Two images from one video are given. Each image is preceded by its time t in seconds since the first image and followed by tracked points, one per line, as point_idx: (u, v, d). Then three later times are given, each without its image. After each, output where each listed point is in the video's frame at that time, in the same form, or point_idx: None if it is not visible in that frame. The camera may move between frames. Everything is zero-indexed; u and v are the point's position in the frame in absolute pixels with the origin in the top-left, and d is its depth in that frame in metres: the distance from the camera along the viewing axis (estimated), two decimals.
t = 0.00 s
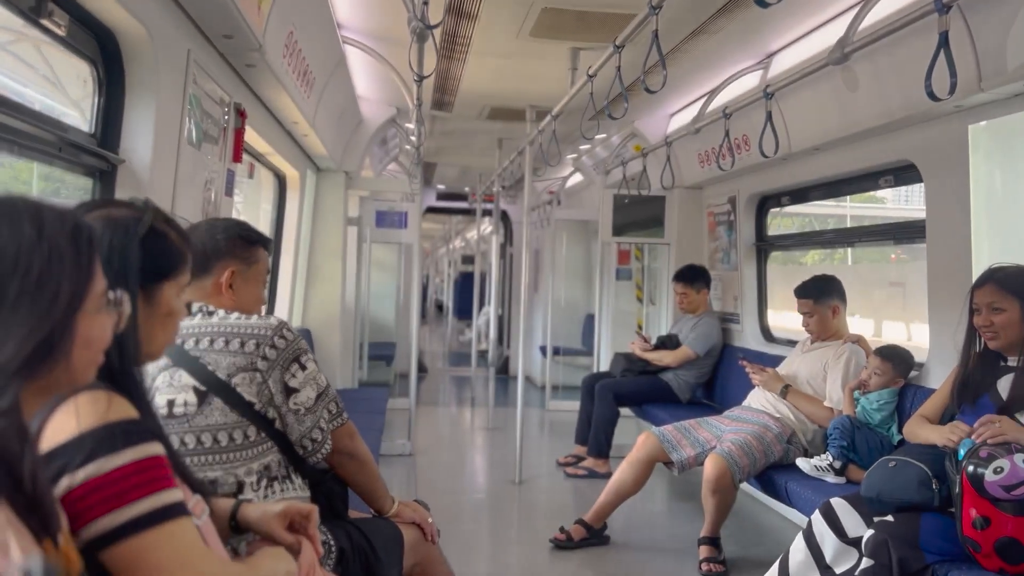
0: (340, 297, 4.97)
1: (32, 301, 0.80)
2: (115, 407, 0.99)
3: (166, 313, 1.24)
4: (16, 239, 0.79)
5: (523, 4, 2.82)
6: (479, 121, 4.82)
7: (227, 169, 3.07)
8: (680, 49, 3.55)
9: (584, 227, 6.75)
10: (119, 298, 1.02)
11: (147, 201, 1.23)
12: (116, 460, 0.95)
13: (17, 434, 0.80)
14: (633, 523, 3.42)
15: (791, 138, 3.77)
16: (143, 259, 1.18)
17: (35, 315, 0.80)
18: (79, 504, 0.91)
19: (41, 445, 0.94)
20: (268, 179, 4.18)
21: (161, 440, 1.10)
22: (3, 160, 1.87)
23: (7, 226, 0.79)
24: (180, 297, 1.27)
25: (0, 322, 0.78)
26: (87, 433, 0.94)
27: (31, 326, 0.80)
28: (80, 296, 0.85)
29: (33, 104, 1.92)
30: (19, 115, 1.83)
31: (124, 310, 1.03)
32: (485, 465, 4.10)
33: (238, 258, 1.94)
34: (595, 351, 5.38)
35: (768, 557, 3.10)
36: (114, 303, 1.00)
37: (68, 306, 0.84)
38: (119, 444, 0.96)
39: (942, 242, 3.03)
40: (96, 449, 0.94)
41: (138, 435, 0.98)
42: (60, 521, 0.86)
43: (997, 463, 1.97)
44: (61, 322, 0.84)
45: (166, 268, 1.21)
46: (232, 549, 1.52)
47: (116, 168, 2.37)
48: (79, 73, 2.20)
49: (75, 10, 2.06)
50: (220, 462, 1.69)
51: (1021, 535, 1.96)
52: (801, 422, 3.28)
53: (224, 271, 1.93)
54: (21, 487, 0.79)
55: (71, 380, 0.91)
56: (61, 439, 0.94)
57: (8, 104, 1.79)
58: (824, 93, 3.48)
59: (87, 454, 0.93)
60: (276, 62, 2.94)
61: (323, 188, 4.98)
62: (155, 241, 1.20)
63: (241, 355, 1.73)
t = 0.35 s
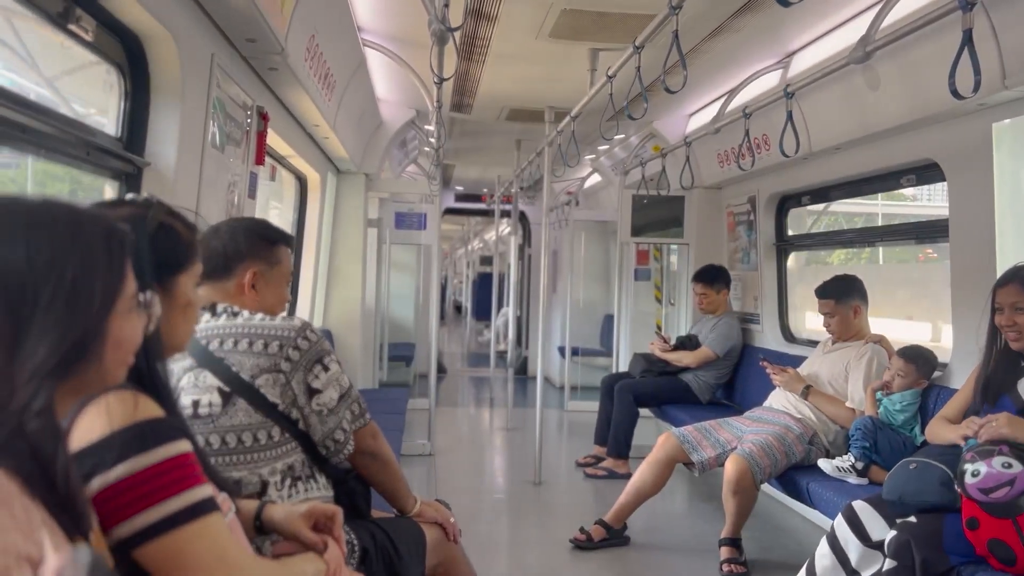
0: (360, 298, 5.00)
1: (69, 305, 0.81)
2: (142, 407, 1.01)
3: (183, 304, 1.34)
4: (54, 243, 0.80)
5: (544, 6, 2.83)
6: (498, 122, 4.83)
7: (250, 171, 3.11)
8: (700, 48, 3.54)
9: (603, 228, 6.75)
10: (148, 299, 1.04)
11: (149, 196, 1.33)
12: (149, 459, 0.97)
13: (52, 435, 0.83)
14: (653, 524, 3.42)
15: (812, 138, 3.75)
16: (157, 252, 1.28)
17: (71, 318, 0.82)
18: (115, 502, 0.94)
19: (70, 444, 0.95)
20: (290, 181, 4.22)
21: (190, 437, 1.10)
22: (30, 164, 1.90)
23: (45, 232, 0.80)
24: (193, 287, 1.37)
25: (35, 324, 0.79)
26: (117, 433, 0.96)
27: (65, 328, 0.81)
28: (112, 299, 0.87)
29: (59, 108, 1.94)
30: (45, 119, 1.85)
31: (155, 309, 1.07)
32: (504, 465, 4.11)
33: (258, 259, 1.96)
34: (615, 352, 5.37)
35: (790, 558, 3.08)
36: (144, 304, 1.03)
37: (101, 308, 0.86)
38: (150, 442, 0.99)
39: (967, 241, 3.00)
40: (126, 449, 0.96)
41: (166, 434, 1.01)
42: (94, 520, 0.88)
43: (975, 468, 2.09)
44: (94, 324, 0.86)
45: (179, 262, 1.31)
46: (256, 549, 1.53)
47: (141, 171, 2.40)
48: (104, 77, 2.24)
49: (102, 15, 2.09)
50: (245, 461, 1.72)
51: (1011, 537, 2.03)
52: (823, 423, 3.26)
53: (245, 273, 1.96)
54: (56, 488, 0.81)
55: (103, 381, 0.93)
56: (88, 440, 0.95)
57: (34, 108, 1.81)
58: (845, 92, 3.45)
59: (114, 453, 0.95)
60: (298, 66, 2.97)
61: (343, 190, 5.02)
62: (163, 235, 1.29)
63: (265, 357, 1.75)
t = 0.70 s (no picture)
0: (388, 298, 5.05)
1: (108, 309, 0.84)
2: (175, 409, 1.00)
3: (218, 305, 1.38)
4: (96, 247, 0.83)
5: (571, 7, 2.83)
6: (525, 122, 4.84)
7: (281, 173, 3.16)
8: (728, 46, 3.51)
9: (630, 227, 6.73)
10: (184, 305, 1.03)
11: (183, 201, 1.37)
12: (173, 457, 0.95)
13: (93, 435, 0.84)
14: (682, 525, 3.40)
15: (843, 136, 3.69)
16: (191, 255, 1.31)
17: (110, 322, 0.84)
18: (140, 499, 0.92)
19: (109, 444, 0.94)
20: (319, 183, 4.27)
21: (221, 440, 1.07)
22: (64, 167, 1.93)
23: (88, 239, 0.83)
24: (228, 287, 1.42)
25: (76, 326, 0.82)
26: (150, 432, 0.95)
27: (105, 330, 0.84)
28: (153, 303, 0.89)
29: (93, 112, 1.98)
30: (79, 123, 1.88)
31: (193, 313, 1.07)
32: (532, 465, 4.12)
33: (290, 261, 2.00)
34: (642, 352, 5.35)
35: (822, 561, 3.04)
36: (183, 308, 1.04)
37: (141, 311, 0.87)
38: (177, 441, 0.97)
39: (1004, 240, 2.93)
40: (154, 446, 0.94)
41: (195, 434, 0.99)
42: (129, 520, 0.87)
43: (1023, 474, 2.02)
44: (133, 329, 0.87)
45: (212, 264, 1.35)
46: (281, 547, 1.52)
47: (175, 174, 2.45)
48: (139, 82, 2.29)
49: (137, 22, 2.14)
50: (277, 461, 1.74)
51: None
52: (856, 424, 3.21)
53: (277, 275, 1.99)
54: (96, 487, 0.83)
55: (143, 383, 0.92)
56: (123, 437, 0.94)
57: (68, 113, 1.85)
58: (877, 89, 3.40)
59: (147, 447, 0.94)
60: (327, 69, 3.01)
61: (371, 191, 5.07)
62: (196, 236, 1.32)
63: (297, 357, 1.78)
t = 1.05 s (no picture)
0: (421, 296, 5.09)
1: (143, 306, 0.88)
2: (211, 406, 1.05)
3: (251, 300, 1.42)
4: (132, 246, 0.88)
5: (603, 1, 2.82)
6: (556, 119, 4.84)
7: (315, 172, 3.20)
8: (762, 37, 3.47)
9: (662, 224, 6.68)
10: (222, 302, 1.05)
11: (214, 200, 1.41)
12: (214, 456, 1.03)
13: (130, 429, 0.90)
14: (715, 523, 3.37)
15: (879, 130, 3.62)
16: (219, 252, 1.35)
17: (147, 319, 0.89)
18: (184, 496, 1.01)
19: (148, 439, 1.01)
20: (352, 181, 4.32)
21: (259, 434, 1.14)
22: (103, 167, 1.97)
23: (124, 235, 0.88)
24: (260, 284, 1.45)
25: (113, 325, 0.87)
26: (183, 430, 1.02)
27: (141, 329, 0.89)
28: (188, 299, 0.94)
29: (131, 113, 2.03)
30: (119, 122, 1.93)
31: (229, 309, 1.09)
32: (564, 462, 4.12)
33: (327, 259, 2.02)
34: (675, 349, 5.31)
35: (859, 561, 2.99)
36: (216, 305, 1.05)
37: (177, 308, 0.92)
38: (217, 440, 1.04)
39: None
40: (188, 448, 1.02)
41: (233, 433, 1.06)
42: (168, 513, 0.96)
43: None
44: (168, 325, 0.91)
45: (240, 260, 1.38)
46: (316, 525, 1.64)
47: (212, 173, 2.50)
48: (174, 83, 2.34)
49: (172, 22, 2.19)
50: (309, 459, 1.79)
51: None
52: (894, 422, 3.14)
53: (314, 273, 2.02)
54: (132, 480, 0.89)
55: (178, 380, 0.99)
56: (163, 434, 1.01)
57: (107, 114, 1.90)
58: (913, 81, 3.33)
59: (186, 448, 1.01)
60: (360, 69, 3.04)
61: (404, 189, 5.11)
62: (226, 233, 1.37)
63: (330, 355, 1.80)
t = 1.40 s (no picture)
0: (460, 295, 5.11)
1: (216, 303, 0.91)
2: (268, 404, 1.14)
3: (298, 301, 1.49)
4: (206, 244, 0.91)
5: None
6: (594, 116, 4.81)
7: (357, 171, 3.23)
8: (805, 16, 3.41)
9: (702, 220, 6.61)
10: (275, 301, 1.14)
11: (267, 202, 1.46)
12: (281, 451, 1.12)
13: (199, 425, 0.91)
14: (759, 523, 3.33)
15: (926, 122, 3.53)
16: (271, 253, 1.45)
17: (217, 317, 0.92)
18: (252, 492, 1.11)
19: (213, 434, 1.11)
20: (391, 180, 4.35)
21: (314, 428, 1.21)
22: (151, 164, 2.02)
23: (195, 233, 0.90)
24: (305, 286, 1.52)
25: (186, 323, 0.89)
26: (246, 428, 1.11)
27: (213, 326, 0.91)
28: (251, 297, 0.96)
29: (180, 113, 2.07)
30: (167, 124, 1.96)
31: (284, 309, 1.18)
32: (604, 461, 4.12)
33: (369, 258, 2.04)
34: (716, 346, 5.27)
35: (908, 561, 2.93)
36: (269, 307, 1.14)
37: (246, 305, 0.95)
38: (278, 435, 1.13)
39: None
40: (244, 445, 1.11)
41: (292, 429, 1.14)
42: (230, 508, 0.98)
43: None
44: (236, 323, 0.94)
45: (289, 259, 1.47)
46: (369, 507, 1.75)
47: (257, 173, 2.54)
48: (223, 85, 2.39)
49: (218, 24, 2.23)
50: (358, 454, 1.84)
51: None
52: (943, 420, 3.07)
53: (358, 272, 2.05)
54: (201, 475, 0.91)
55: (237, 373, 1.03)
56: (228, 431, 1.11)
57: (158, 114, 1.93)
58: (962, 71, 3.24)
59: (246, 449, 1.11)
60: (401, 68, 3.06)
61: (443, 188, 5.14)
62: (278, 233, 1.47)
63: (376, 352, 1.81)
